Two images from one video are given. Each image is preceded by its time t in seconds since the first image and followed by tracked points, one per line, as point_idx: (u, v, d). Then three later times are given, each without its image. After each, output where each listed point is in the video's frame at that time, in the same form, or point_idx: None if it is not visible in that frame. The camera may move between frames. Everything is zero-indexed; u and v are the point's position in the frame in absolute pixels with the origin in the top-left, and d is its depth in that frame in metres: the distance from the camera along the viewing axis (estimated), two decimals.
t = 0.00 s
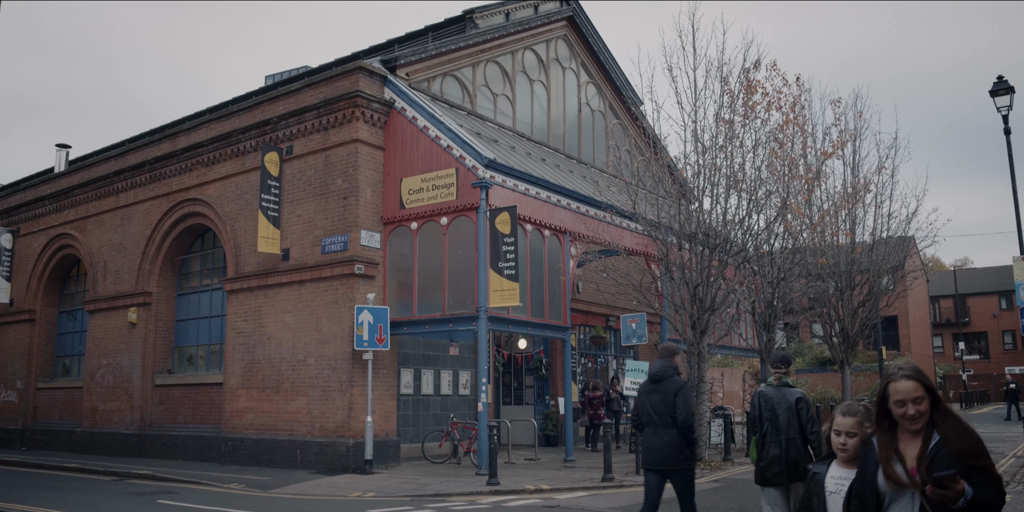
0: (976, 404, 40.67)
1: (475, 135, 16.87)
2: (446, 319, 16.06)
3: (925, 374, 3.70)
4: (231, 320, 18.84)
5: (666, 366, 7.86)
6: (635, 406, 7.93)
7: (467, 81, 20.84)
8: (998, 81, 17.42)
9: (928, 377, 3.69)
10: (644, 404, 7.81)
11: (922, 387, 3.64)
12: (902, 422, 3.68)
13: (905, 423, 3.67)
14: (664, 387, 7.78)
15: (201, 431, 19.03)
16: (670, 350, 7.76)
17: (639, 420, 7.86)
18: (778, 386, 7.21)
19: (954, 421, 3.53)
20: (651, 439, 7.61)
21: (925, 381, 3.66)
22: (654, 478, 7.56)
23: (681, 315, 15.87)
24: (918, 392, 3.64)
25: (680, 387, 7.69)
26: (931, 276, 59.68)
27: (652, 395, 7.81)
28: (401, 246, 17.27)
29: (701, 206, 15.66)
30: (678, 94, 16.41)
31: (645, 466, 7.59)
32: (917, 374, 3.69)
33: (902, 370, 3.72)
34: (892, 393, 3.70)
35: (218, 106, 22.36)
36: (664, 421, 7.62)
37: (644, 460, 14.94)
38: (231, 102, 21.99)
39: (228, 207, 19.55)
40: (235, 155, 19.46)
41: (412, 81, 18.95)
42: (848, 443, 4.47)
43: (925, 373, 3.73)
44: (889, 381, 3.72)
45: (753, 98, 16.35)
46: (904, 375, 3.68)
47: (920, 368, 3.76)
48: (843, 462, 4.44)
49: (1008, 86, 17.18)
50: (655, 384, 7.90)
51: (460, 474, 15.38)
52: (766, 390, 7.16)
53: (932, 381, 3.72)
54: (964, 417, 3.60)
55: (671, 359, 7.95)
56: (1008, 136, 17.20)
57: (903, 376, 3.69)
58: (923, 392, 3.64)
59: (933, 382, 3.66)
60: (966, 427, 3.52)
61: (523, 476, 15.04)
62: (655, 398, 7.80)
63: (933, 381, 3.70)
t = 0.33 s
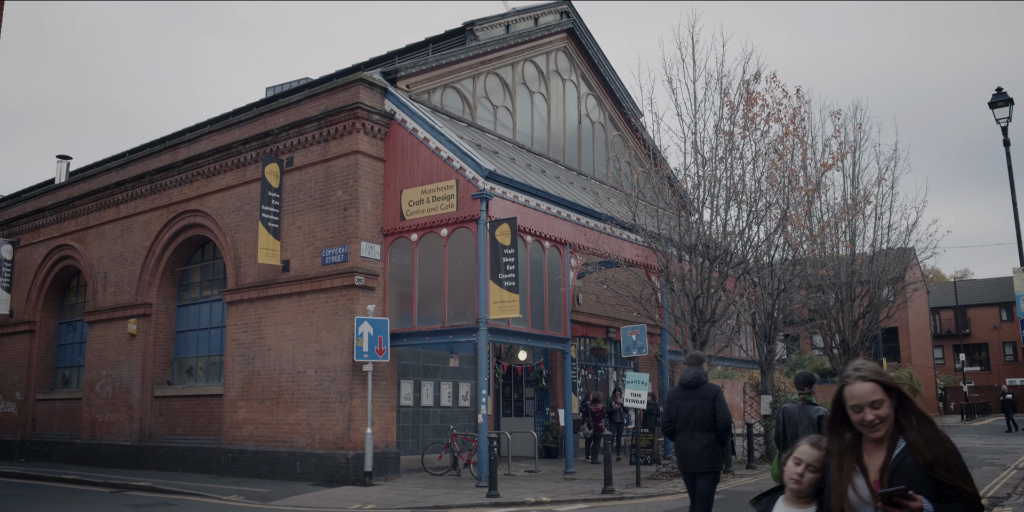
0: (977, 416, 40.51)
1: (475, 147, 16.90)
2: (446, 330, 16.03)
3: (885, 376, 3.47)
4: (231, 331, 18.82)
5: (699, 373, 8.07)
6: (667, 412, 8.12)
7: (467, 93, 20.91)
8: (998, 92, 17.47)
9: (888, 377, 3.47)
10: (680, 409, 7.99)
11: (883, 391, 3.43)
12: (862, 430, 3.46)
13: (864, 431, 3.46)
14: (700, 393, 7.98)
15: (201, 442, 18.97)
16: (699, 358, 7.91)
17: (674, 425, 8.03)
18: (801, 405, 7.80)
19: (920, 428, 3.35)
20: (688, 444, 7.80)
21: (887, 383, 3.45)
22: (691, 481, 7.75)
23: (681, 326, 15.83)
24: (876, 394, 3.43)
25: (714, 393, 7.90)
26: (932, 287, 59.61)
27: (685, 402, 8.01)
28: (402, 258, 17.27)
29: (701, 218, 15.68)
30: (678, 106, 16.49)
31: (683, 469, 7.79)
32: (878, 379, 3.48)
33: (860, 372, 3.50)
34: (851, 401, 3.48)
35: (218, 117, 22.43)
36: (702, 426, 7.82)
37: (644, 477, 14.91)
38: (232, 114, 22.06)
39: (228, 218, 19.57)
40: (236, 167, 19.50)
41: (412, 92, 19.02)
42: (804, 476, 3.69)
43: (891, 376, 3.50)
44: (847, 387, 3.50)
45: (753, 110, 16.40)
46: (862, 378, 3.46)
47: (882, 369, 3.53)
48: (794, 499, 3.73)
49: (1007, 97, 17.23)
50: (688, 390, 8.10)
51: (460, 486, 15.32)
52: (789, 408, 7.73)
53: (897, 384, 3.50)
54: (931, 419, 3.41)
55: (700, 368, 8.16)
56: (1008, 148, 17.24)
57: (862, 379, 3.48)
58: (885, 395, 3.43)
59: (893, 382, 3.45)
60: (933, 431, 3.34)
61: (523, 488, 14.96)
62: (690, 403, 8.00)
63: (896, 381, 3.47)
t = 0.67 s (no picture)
0: (977, 426, 40.45)
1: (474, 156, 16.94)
2: (446, 340, 16.01)
3: (830, 388, 3.32)
4: (230, 341, 18.80)
5: (719, 387, 8.35)
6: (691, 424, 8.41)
7: (468, 103, 20.97)
8: (997, 102, 17.52)
9: (834, 390, 3.32)
10: (704, 423, 8.29)
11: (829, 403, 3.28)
12: (803, 446, 3.30)
13: (805, 447, 3.29)
14: (721, 406, 8.27)
15: (200, 452, 18.92)
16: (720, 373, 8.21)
17: (698, 438, 8.34)
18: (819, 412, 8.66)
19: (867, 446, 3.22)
20: (711, 455, 8.13)
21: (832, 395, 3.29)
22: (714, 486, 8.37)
23: (681, 335, 15.79)
24: (819, 405, 3.29)
25: (735, 405, 8.20)
26: (932, 297, 59.59)
27: (707, 414, 8.30)
28: (402, 268, 17.27)
29: (701, 227, 15.69)
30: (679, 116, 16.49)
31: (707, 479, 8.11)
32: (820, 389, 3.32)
33: (805, 381, 3.34)
34: (792, 410, 3.33)
35: (219, 127, 22.48)
36: (724, 437, 8.16)
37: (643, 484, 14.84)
38: (232, 123, 22.12)
39: (228, 228, 19.62)
40: (236, 176, 19.53)
41: (412, 102, 19.08)
42: (742, 479, 3.65)
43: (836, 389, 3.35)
44: (789, 395, 3.34)
45: (752, 119, 16.45)
46: (805, 386, 3.32)
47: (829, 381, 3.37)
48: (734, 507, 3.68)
49: (1006, 107, 17.28)
50: (708, 403, 8.39)
51: (460, 497, 15.27)
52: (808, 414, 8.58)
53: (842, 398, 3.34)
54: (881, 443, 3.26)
55: (721, 379, 8.43)
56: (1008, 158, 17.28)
57: (805, 386, 3.32)
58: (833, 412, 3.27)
59: (839, 395, 3.30)
60: (882, 457, 3.20)
61: (523, 498, 14.92)
62: (712, 417, 8.29)
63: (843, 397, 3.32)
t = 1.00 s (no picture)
0: (979, 437, 40.39)
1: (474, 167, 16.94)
2: (446, 351, 15.98)
3: (782, 402, 2.84)
4: (230, 351, 18.77)
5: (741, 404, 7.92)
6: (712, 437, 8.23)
7: (468, 113, 21.02)
8: (996, 113, 17.58)
9: (783, 403, 2.84)
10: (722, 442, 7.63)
11: (780, 420, 2.81)
12: (745, 469, 2.82)
13: (748, 470, 2.81)
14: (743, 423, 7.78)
15: (200, 463, 18.86)
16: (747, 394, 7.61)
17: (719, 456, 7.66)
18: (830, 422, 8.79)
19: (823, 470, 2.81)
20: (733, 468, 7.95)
21: (784, 410, 2.81)
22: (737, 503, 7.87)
23: (681, 346, 15.73)
24: (765, 420, 2.81)
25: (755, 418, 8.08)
26: (933, 308, 59.58)
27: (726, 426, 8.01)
28: (402, 279, 17.26)
29: (700, 238, 15.71)
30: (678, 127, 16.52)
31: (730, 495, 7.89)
32: (770, 403, 2.82)
33: (754, 393, 2.84)
34: (734, 425, 2.84)
35: (219, 138, 22.57)
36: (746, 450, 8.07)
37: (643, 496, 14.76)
38: (233, 134, 22.17)
39: (228, 239, 19.64)
40: (236, 187, 19.56)
41: (412, 113, 19.12)
42: (667, 499, 3.37)
43: (789, 402, 2.85)
44: (732, 408, 2.85)
45: (751, 130, 16.49)
46: (751, 397, 2.82)
47: (781, 394, 2.87)
48: None
49: (1005, 118, 17.33)
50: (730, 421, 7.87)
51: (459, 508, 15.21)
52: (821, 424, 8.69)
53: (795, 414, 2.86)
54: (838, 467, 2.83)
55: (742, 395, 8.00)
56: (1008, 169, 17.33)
57: (751, 399, 2.83)
58: (784, 429, 2.81)
59: (790, 409, 2.82)
60: (841, 481, 2.80)
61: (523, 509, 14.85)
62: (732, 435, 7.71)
63: (796, 412, 2.86)
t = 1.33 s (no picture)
0: (980, 448, 40.33)
1: (474, 178, 16.96)
2: (446, 362, 15.96)
3: (706, 395, 2.26)
4: (229, 362, 18.74)
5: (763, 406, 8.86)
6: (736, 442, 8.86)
7: (468, 124, 21.06)
8: (995, 124, 17.64)
9: (708, 398, 2.25)
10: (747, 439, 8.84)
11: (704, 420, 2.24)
12: (666, 481, 2.27)
13: (669, 484, 2.27)
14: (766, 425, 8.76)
15: (199, 474, 18.81)
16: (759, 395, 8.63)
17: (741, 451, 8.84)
18: (852, 436, 8.68)
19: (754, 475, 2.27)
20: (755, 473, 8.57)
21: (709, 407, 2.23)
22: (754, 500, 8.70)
23: (680, 357, 15.67)
24: (686, 423, 2.23)
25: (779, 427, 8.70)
26: (933, 318, 59.56)
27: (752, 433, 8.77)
28: (402, 290, 17.24)
29: (701, 249, 15.71)
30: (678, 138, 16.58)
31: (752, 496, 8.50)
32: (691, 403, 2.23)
33: (672, 389, 2.26)
34: (647, 433, 2.25)
35: (220, 149, 22.67)
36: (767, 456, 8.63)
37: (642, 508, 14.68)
38: (233, 145, 22.22)
39: (227, 249, 19.67)
40: (236, 198, 19.59)
41: (412, 124, 19.17)
42: None
43: (714, 395, 2.27)
44: (644, 411, 2.26)
45: (751, 141, 16.54)
46: (669, 397, 2.23)
47: (703, 387, 2.28)
48: None
49: (1004, 129, 17.38)
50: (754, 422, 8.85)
51: None
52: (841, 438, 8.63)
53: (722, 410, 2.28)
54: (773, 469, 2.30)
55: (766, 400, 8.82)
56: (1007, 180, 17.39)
57: (669, 397, 2.25)
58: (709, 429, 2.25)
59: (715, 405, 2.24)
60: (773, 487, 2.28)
61: None
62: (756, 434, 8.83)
63: (721, 403, 2.29)
